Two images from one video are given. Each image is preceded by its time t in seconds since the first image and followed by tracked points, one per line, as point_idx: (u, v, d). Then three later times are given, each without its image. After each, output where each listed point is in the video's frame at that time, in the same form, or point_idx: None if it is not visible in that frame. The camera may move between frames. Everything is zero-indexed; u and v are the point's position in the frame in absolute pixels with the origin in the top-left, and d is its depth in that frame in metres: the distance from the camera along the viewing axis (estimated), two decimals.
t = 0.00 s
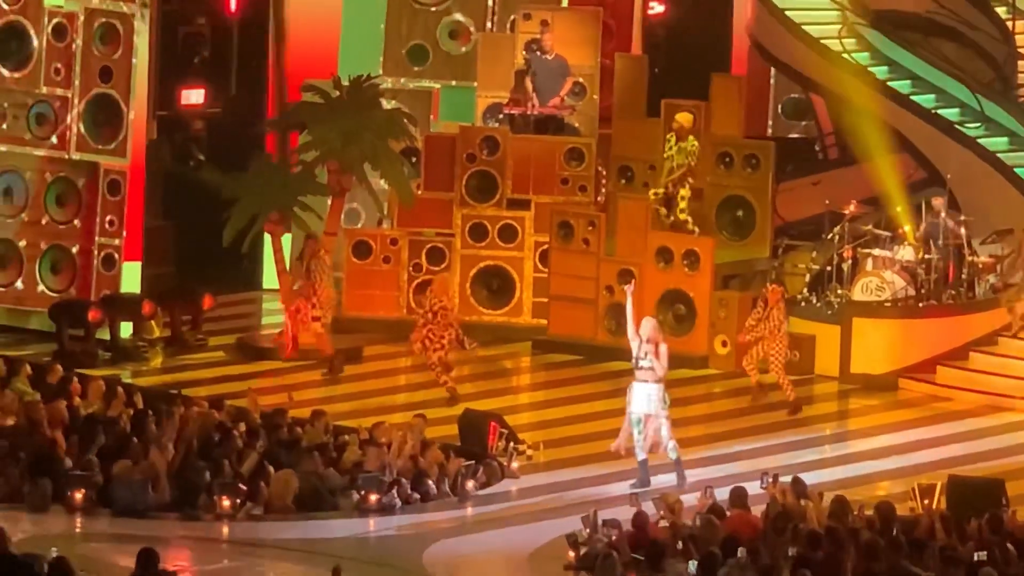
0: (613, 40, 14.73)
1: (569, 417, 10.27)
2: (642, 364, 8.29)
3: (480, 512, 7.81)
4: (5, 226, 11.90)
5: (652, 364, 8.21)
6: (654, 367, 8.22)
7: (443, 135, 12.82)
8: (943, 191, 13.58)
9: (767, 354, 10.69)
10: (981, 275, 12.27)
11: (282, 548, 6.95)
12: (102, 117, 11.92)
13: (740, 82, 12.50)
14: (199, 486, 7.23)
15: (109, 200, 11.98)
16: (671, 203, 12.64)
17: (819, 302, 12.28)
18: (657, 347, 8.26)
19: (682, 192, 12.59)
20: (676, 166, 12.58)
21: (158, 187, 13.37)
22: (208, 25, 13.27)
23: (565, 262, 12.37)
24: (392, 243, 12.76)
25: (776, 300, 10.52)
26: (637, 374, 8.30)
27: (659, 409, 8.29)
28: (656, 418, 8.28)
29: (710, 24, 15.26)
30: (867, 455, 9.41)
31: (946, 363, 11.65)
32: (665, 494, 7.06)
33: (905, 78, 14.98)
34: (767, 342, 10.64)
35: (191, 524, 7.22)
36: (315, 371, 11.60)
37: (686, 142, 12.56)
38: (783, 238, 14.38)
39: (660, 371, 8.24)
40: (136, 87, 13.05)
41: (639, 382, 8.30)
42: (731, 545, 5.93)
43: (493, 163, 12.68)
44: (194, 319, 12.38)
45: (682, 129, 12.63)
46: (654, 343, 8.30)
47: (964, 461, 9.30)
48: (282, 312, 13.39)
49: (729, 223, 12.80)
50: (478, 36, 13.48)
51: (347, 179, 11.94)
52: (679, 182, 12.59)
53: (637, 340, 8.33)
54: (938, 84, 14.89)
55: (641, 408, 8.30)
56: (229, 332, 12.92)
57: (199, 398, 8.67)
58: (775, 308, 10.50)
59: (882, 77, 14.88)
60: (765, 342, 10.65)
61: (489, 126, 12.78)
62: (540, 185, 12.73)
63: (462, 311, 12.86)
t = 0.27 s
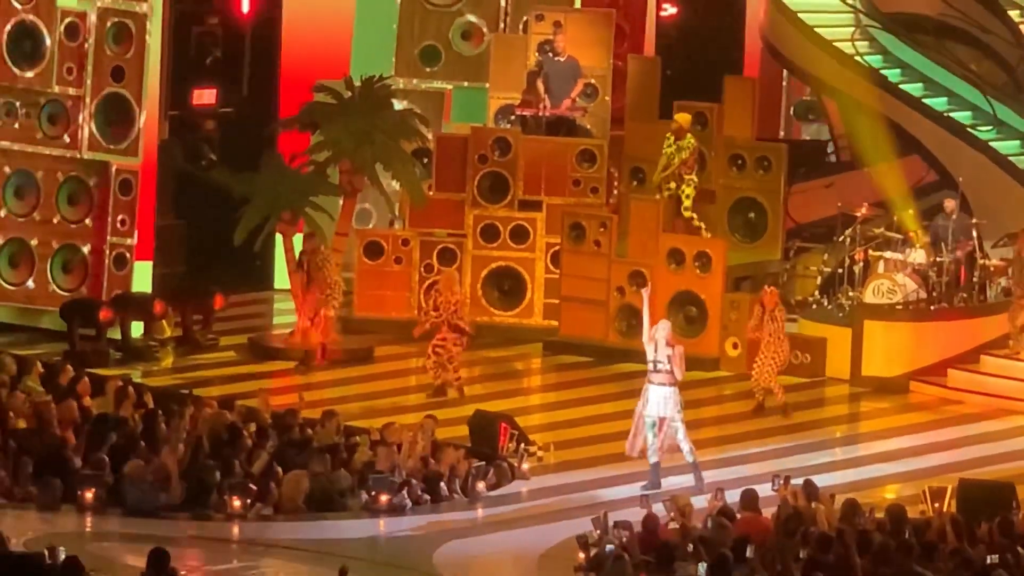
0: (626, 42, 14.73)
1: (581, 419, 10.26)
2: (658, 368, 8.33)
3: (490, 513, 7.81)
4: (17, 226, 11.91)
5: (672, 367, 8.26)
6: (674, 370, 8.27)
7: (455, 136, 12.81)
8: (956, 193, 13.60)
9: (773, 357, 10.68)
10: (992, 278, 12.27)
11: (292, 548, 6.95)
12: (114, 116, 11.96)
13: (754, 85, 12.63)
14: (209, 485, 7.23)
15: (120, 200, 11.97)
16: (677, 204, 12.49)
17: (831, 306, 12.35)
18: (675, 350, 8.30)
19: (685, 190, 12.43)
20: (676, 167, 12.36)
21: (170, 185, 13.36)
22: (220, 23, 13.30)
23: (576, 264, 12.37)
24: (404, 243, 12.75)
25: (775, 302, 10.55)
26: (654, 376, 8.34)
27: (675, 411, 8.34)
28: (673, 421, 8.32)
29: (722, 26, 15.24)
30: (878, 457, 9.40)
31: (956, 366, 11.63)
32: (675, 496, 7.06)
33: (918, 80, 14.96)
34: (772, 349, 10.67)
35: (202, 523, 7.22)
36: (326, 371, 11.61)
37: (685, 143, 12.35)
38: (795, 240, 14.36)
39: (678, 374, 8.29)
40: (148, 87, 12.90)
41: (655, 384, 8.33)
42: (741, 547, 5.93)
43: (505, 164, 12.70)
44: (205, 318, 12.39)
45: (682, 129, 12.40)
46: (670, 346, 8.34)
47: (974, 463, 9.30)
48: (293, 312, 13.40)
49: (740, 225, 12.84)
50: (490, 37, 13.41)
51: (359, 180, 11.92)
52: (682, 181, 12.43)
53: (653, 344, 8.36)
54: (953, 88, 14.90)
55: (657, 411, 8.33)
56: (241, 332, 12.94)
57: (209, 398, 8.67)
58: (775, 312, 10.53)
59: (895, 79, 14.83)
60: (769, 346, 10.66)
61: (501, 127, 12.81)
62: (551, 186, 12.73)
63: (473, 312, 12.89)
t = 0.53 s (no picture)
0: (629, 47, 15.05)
1: (588, 420, 10.25)
2: (675, 370, 8.34)
3: (494, 514, 7.79)
4: (22, 225, 11.92)
5: (690, 370, 8.29)
6: (692, 373, 8.30)
7: (461, 137, 12.84)
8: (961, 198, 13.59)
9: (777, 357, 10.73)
10: (998, 282, 12.26)
11: (296, 548, 6.95)
12: (120, 115, 11.97)
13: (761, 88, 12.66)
14: (214, 485, 7.25)
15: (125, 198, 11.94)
16: (689, 205, 12.47)
17: (835, 309, 12.44)
18: (692, 353, 8.33)
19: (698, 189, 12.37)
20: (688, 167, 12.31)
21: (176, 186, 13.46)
22: (226, 24, 13.25)
23: (582, 265, 12.37)
24: (409, 244, 12.71)
25: (780, 303, 10.55)
26: (670, 379, 8.35)
27: (689, 415, 8.37)
28: (688, 423, 8.35)
29: (729, 28, 15.22)
30: (882, 460, 9.40)
31: (961, 370, 11.62)
32: (679, 498, 7.05)
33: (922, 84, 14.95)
34: (776, 344, 10.69)
35: (205, 523, 7.22)
36: (330, 371, 11.61)
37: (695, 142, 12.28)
38: (800, 242, 14.35)
39: (695, 377, 8.32)
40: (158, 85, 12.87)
41: (672, 387, 8.34)
42: (745, 549, 5.93)
43: (511, 166, 12.67)
44: (210, 318, 12.38)
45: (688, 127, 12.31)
46: (686, 349, 8.37)
47: (979, 467, 9.27)
48: (298, 312, 13.41)
49: (745, 228, 12.83)
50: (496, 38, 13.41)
51: (365, 180, 11.92)
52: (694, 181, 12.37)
53: (669, 347, 8.36)
54: (960, 92, 14.90)
55: (673, 414, 8.36)
56: (246, 331, 12.95)
57: (213, 398, 8.67)
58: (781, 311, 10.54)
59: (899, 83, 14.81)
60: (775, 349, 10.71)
61: (507, 129, 12.79)
62: (557, 187, 12.75)
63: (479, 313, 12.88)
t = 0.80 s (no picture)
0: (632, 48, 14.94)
1: (585, 421, 10.24)
2: (692, 372, 8.34)
3: (495, 515, 7.78)
4: (24, 223, 12.00)
5: (708, 373, 8.28)
6: (709, 376, 8.31)
7: (463, 136, 12.80)
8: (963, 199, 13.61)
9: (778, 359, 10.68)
10: (999, 283, 12.21)
11: (298, 548, 6.94)
12: (123, 115, 11.89)
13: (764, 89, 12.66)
14: (214, 484, 7.25)
15: (127, 198, 11.84)
16: (692, 208, 12.41)
17: (836, 309, 12.48)
18: (711, 357, 8.33)
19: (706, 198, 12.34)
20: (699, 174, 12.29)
21: (178, 186, 13.36)
22: (228, 22, 13.29)
23: (583, 266, 12.37)
24: (411, 244, 12.74)
25: (791, 309, 10.57)
26: (686, 381, 8.34)
27: (703, 418, 8.38)
28: (700, 426, 8.36)
29: (731, 28, 15.18)
30: (884, 461, 9.41)
31: (962, 372, 11.61)
32: (680, 498, 7.04)
33: (925, 85, 14.96)
34: (778, 352, 10.66)
35: (206, 523, 7.22)
36: (331, 371, 11.60)
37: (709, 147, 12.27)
38: (802, 243, 14.33)
39: (712, 380, 8.32)
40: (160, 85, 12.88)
41: (688, 389, 8.34)
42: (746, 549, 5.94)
43: (513, 166, 12.66)
44: (212, 317, 12.37)
45: (704, 130, 12.27)
46: (704, 352, 8.37)
47: (980, 469, 9.27)
48: (299, 312, 13.40)
49: (746, 228, 12.82)
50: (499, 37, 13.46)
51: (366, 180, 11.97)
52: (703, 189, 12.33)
53: (688, 349, 8.37)
54: (961, 93, 14.90)
55: (687, 416, 8.35)
56: (246, 331, 12.94)
57: (213, 397, 8.65)
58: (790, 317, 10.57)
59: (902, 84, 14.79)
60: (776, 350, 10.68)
61: (509, 128, 12.75)
62: (558, 186, 12.73)
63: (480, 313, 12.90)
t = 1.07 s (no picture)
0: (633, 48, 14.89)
1: (584, 421, 10.23)
2: (702, 372, 8.37)
3: (493, 516, 7.77)
4: (23, 223, 11.93)
5: (718, 374, 8.32)
6: (718, 377, 8.34)
7: (463, 137, 12.85)
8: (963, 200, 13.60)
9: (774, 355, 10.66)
10: (998, 283, 12.26)
11: (297, 548, 6.94)
12: (122, 114, 11.96)
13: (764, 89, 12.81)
14: (213, 484, 7.29)
15: (127, 198, 12.00)
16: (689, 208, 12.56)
17: (836, 309, 12.56)
18: (721, 357, 8.36)
19: (700, 193, 12.42)
20: (693, 169, 12.34)
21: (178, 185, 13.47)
22: (228, 22, 13.25)
23: (583, 266, 12.39)
24: (410, 244, 12.69)
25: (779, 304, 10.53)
26: (696, 380, 8.38)
27: (711, 418, 8.41)
28: (707, 426, 8.40)
29: (730, 28, 15.18)
30: (884, 461, 9.41)
31: (962, 372, 11.60)
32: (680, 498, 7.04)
33: (924, 85, 14.95)
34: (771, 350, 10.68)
35: (205, 523, 7.23)
36: (330, 371, 11.61)
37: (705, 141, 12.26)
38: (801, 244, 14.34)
39: (721, 380, 8.35)
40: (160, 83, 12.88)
41: (697, 388, 8.38)
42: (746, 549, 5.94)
43: (512, 166, 12.65)
44: (211, 318, 12.37)
45: (700, 125, 12.27)
46: (715, 351, 8.40)
47: (979, 469, 9.27)
48: (298, 312, 13.40)
49: (745, 228, 12.82)
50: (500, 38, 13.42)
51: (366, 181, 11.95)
52: (697, 183, 12.44)
53: (700, 347, 8.40)
54: (962, 94, 14.86)
55: (693, 415, 8.39)
56: (245, 331, 12.94)
57: (212, 397, 8.65)
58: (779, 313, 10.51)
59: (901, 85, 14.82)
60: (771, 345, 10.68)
61: (509, 129, 12.77)
62: (557, 187, 12.74)
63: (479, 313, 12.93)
